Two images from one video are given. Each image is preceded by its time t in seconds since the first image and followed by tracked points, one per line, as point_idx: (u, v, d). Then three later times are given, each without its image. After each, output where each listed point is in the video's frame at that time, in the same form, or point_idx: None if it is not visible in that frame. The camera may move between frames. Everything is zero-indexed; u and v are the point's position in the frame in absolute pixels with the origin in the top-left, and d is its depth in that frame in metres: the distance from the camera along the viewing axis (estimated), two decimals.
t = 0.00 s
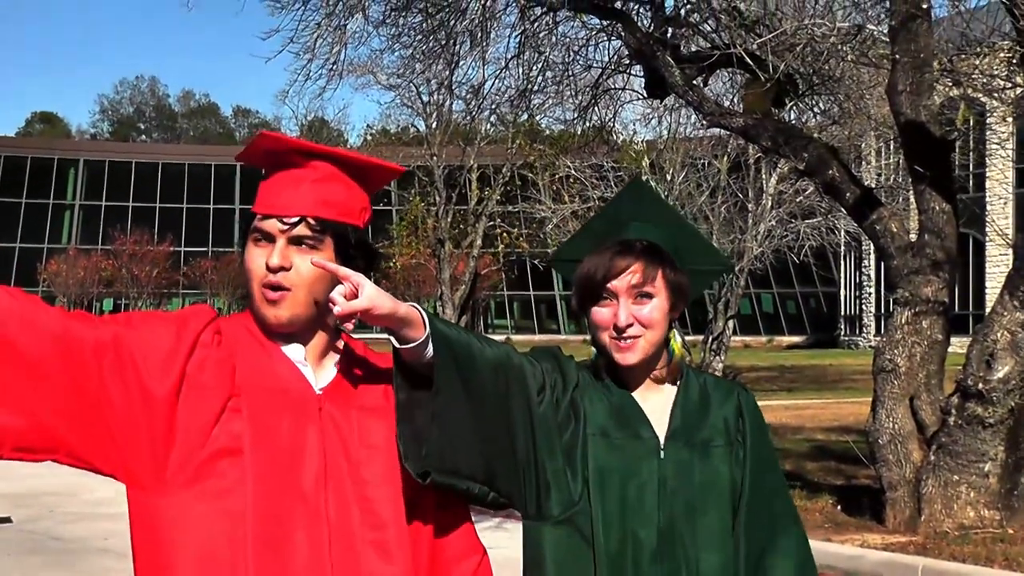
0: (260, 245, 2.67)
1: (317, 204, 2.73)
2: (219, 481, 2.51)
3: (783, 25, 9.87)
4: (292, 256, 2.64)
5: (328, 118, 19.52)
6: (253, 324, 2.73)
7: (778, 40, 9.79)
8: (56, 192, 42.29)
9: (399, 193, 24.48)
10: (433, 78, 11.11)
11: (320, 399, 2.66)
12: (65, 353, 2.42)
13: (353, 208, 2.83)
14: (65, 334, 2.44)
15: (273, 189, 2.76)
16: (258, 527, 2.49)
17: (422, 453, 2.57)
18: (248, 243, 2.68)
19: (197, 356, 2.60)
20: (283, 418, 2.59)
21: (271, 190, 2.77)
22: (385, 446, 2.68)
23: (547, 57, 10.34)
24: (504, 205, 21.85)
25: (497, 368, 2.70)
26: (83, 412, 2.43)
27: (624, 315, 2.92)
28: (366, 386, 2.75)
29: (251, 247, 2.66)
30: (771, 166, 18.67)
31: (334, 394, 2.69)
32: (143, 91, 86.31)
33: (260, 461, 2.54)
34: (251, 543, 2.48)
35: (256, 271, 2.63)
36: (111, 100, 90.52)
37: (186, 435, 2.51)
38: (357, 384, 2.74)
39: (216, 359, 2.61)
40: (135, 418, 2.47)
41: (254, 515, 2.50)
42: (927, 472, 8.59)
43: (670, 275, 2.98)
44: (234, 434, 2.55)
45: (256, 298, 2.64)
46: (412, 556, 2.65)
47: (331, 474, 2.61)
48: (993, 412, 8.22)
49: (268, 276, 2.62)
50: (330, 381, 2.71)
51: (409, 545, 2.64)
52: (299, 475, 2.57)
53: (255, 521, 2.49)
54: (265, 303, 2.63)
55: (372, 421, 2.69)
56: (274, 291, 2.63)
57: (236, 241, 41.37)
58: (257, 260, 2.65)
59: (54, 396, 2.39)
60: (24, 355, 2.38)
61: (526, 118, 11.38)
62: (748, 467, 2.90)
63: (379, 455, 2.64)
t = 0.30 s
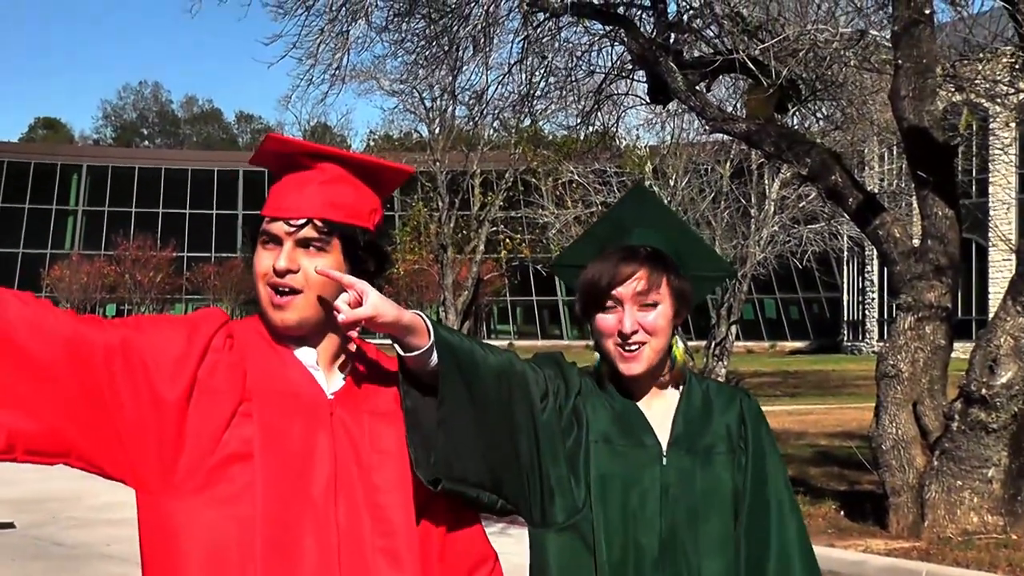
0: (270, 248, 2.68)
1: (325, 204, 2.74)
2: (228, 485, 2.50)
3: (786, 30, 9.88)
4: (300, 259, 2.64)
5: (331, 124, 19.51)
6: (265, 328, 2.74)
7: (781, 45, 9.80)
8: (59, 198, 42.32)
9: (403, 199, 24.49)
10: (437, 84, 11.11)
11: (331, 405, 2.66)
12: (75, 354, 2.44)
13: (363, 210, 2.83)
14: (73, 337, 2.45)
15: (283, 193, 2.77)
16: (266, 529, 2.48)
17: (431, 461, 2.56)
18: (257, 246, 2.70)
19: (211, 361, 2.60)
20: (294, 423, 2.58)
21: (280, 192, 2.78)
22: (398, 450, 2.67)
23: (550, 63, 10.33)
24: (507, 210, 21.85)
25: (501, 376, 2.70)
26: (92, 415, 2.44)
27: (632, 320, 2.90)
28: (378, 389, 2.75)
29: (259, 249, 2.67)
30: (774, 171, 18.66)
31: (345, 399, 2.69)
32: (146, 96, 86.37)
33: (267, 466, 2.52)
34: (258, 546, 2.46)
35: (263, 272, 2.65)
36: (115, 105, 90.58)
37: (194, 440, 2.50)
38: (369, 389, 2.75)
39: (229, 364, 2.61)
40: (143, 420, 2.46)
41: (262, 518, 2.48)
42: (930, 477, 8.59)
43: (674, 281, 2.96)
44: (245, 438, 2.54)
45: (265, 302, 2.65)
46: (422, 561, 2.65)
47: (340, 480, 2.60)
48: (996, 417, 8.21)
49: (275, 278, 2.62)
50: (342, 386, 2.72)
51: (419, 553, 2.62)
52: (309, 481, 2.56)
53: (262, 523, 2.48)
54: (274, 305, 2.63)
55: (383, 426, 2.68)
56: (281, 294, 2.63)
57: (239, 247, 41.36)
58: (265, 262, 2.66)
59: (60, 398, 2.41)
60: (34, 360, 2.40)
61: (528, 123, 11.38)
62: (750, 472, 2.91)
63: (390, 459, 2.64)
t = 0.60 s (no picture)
0: (282, 252, 2.70)
1: (334, 208, 2.76)
2: (238, 492, 2.50)
3: (792, 35, 9.90)
4: (315, 264, 2.66)
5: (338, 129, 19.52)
6: (273, 331, 2.76)
7: (786, 50, 9.82)
8: (65, 202, 42.35)
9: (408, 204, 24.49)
10: (442, 89, 11.09)
11: (341, 410, 2.69)
12: (85, 359, 2.38)
13: (375, 213, 2.86)
14: (85, 339, 2.40)
15: (293, 196, 2.79)
16: (276, 534, 2.49)
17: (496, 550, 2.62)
18: (269, 248, 2.71)
19: (219, 365, 2.59)
20: (303, 429, 2.60)
21: (291, 195, 2.79)
22: (405, 457, 2.72)
23: (555, 69, 10.33)
24: (512, 216, 21.84)
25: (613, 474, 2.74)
26: (103, 423, 2.40)
27: (652, 326, 2.79)
28: (386, 397, 2.80)
29: (273, 253, 2.69)
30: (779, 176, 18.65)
31: (355, 406, 2.73)
32: (151, 100, 86.32)
33: (276, 475, 2.53)
34: (267, 550, 2.47)
35: (276, 278, 2.67)
36: (121, 109, 90.73)
37: (204, 448, 2.50)
38: (376, 397, 2.79)
39: (236, 369, 2.61)
40: (155, 426, 2.45)
41: (273, 523, 2.49)
42: (935, 482, 8.59)
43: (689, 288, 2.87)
44: (253, 444, 2.55)
45: (280, 306, 2.66)
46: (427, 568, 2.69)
47: (348, 487, 2.61)
48: (1001, 423, 8.19)
49: (291, 284, 2.64)
50: (353, 393, 2.77)
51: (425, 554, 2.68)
52: (316, 488, 2.58)
53: (274, 528, 2.49)
54: (288, 311, 2.65)
55: (391, 434, 2.73)
56: (296, 298, 2.65)
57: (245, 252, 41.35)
58: (279, 265, 2.67)
59: (74, 405, 2.35)
60: (41, 366, 2.32)
61: (533, 128, 11.38)
62: (755, 479, 2.79)
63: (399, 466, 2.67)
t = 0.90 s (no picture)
0: (317, 253, 2.85)
1: (359, 209, 2.92)
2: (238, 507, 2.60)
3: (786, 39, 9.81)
4: (353, 267, 2.83)
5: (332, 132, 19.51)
6: (281, 338, 2.84)
7: (782, 53, 9.76)
8: (59, 206, 42.29)
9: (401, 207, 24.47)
10: (435, 92, 11.06)
11: (343, 409, 2.77)
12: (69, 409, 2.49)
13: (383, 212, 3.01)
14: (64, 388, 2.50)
15: (320, 190, 2.93)
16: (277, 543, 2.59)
17: None
18: (296, 247, 2.85)
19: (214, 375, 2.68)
20: (303, 431, 2.70)
21: (319, 190, 2.94)
22: (406, 453, 2.79)
23: (550, 72, 10.34)
24: (505, 220, 21.82)
25: None
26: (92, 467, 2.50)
27: (681, 329, 3.25)
28: (390, 393, 2.87)
29: (303, 252, 2.83)
30: (772, 180, 18.64)
31: (357, 403, 2.81)
32: (145, 104, 86.23)
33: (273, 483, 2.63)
34: (273, 552, 2.59)
35: (311, 281, 2.79)
36: (113, 111, 90.69)
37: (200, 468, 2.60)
38: (378, 392, 2.86)
39: (233, 376, 2.71)
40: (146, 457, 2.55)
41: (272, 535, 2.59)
42: (928, 485, 8.59)
43: (719, 300, 3.31)
44: (252, 457, 2.65)
45: (310, 305, 2.78)
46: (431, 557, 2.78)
47: (350, 485, 2.71)
48: (995, 426, 8.20)
49: (329, 288, 2.78)
50: (355, 391, 2.84)
51: (426, 549, 2.76)
52: (317, 489, 2.67)
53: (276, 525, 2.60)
54: (322, 311, 2.78)
55: (393, 431, 2.80)
56: (333, 300, 2.79)
57: (239, 255, 41.27)
58: (311, 267, 2.81)
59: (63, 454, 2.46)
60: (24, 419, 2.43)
61: (528, 131, 11.34)
62: (779, 492, 3.24)
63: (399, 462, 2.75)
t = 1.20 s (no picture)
0: (319, 255, 3.09)
1: (357, 210, 3.20)
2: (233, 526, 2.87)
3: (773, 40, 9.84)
4: (353, 267, 3.09)
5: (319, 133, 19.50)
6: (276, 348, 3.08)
7: (768, 55, 9.78)
8: (44, 206, 42.20)
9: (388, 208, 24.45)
10: (422, 92, 11.04)
11: (332, 421, 3.02)
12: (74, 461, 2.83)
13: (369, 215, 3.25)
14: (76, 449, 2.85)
15: (322, 191, 3.19)
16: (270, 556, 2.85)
17: None
18: (296, 248, 3.10)
19: (209, 399, 2.96)
20: (294, 448, 2.95)
21: (318, 191, 3.19)
22: (393, 461, 3.03)
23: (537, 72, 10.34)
24: (492, 220, 21.82)
25: None
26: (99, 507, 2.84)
27: (710, 338, 3.20)
28: (375, 400, 3.11)
29: (305, 252, 3.07)
30: (758, 181, 18.67)
31: (345, 412, 3.05)
32: (130, 104, 86.11)
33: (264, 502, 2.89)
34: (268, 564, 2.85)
35: (313, 281, 3.03)
36: (95, 111, 90.45)
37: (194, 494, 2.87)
38: (367, 401, 3.09)
39: (225, 396, 2.97)
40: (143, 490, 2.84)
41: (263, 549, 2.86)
42: (914, 486, 8.58)
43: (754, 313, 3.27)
44: (244, 476, 2.90)
45: (310, 305, 3.02)
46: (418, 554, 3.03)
47: (339, 496, 2.95)
48: (979, 426, 8.22)
49: (331, 289, 3.03)
50: (343, 399, 3.07)
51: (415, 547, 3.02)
52: (307, 504, 2.93)
53: (272, 544, 2.86)
54: (323, 314, 3.02)
55: (382, 441, 3.04)
56: (335, 303, 3.03)
57: (226, 255, 41.20)
58: (312, 269, 3.06)
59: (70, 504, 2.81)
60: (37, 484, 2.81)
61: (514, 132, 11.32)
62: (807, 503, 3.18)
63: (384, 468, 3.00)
